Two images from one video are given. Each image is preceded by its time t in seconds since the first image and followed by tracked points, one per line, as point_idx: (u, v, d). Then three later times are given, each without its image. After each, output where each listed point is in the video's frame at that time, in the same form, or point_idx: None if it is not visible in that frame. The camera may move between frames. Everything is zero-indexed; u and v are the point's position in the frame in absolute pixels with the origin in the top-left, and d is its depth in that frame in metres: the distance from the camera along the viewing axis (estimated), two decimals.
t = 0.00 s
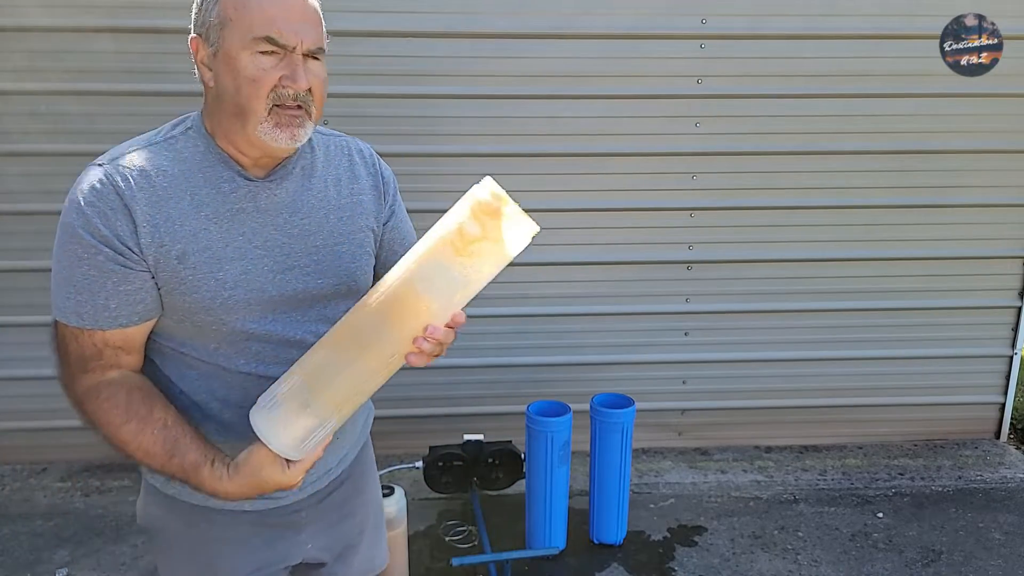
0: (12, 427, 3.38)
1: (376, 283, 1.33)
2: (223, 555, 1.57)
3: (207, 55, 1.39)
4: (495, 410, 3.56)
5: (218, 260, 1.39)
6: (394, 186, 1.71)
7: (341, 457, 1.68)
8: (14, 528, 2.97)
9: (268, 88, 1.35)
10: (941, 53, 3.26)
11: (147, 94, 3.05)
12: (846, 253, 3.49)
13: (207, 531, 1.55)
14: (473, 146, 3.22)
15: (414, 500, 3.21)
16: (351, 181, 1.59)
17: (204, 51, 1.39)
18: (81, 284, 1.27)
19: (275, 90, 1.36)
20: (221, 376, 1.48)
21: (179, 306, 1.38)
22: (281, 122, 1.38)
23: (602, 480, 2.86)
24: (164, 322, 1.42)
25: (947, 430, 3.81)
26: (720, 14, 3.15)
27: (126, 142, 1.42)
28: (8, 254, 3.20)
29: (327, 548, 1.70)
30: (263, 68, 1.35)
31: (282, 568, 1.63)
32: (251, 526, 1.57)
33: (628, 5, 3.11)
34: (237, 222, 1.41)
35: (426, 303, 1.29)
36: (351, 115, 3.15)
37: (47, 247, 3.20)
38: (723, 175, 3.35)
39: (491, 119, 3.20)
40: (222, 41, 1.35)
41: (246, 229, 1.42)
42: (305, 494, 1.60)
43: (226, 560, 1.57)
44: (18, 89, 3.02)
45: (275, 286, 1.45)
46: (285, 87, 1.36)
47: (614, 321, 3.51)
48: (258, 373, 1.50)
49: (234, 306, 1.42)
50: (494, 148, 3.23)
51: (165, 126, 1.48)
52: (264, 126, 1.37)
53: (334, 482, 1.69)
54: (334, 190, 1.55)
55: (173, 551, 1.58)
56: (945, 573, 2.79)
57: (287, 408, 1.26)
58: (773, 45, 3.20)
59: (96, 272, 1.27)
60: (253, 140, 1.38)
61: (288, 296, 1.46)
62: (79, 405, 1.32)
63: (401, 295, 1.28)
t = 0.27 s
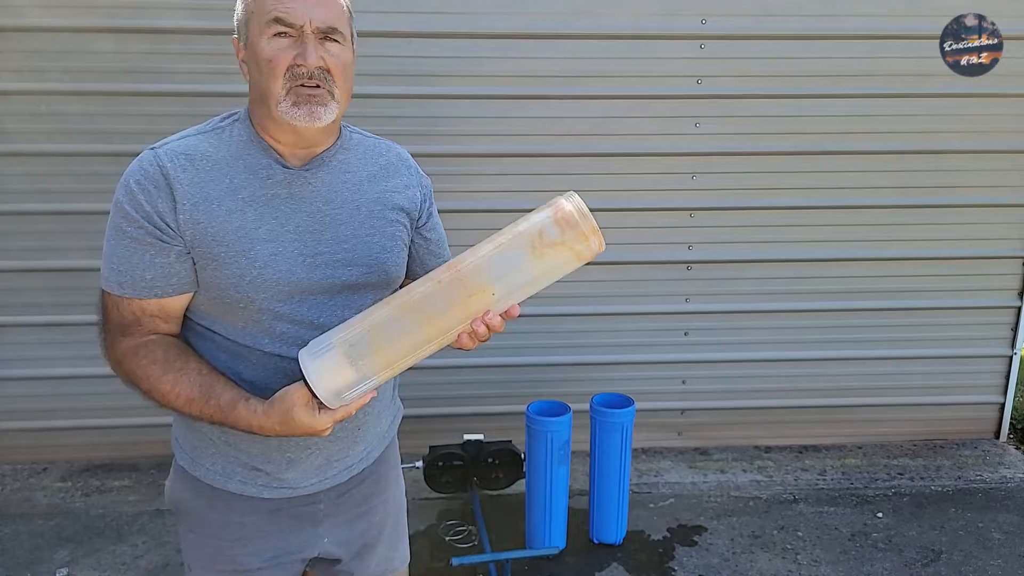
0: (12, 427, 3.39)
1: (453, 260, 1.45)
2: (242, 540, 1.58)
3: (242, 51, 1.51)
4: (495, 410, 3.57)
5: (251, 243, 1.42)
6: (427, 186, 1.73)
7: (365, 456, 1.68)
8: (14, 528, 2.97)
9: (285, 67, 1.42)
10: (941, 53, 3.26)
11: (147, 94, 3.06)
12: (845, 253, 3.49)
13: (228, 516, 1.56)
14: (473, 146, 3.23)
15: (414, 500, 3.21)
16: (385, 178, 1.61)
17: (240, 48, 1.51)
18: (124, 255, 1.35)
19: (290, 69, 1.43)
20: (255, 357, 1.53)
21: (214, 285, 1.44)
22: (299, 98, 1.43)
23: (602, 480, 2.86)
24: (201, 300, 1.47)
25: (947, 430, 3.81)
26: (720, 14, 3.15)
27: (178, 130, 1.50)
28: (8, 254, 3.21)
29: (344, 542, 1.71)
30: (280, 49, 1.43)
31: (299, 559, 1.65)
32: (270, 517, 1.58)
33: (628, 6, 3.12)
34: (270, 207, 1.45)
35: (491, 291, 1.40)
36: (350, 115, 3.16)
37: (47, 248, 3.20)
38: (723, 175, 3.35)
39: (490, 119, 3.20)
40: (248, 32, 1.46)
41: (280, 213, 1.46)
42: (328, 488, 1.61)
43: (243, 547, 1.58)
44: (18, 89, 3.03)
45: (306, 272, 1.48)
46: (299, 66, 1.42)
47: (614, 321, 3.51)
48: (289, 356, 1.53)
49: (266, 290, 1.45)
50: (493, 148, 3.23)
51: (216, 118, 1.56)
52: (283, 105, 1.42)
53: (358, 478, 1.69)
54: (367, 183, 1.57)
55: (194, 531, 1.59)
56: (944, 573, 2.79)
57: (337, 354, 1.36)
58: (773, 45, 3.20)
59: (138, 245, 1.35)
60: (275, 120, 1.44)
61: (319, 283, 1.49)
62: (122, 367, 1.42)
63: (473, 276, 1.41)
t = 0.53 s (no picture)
0: (12, 427, 3.39)
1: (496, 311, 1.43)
2: (254, 531, 1.57)
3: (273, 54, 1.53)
4: (495, 410, 3.57)
5: (273, 230, 1.43)
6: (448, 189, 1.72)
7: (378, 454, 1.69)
8: (14, 528, 2.97)
9: (312, 71, 1.44)
10: (941, 53, 3.26)
11: (147, 94, 3.06)
12: (845, 254, 3.50)
13: (242, 505, 1.56)
14: (472, 146, 3.23)
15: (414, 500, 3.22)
16: (407, 177, 1.60)
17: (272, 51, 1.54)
18: (150, 234, 1.39)
19: (317, 73, 1.44)
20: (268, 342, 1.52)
21: (234, 269, 1.44)
22: (324, 102, 1.45)
23: (601, 480, 2.86)
24: (221, 284, 1.48)
25: (947, 429, 3.82)
26: (720, 14, 3.15)
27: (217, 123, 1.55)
28: (8, 254, 3.21)
29: (353, 540, 1.71)
30: (307, 53, 1.44)
31: (308, 555, 1.64)
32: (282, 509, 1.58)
33: (627, 6, 3.12)
34: (293, 196, 1.46)
35: (518, 365, 1.41)
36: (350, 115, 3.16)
37: (47, 248, 3.20)
38: (723, 175, 3.35)
39: (490, 119, 3.21)
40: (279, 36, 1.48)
41: (304, 204, 1.46)
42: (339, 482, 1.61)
43: (254, 539, 1.58)
44: (18, 89, 3.03)
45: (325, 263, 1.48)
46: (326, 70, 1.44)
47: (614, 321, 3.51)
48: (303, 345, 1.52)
49: (285, 278, 1.46)
50: (493, 148, 3.23)
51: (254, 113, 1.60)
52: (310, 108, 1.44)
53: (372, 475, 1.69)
54: (390, 182, 1.57)
55: (207, 520, 1.59)
56: (944, 573, 2.79)
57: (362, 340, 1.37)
58: (773, 45, 3.20)
59: (163, 225, 1.38)
60: (303, 122, 1.46)
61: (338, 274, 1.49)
62: (133, 332, 1.43)
63: (510, 342, 1.40)
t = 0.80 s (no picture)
0: (12, 427, 3.40)
1: (469, 309, 1.30)
2: (261, 525, 1.57)
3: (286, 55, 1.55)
4: (495, 410, 3.57)
5: (280, 226, 1.44)
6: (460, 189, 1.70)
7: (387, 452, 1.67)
8: (15, 527, 2.98)
9: (321, 69, 1.44)
10: (941, 53, 3.26)
11: (147, 94, 3.06)
12: (844, 254, 3.50)
13: (248, 499, 1.56)
14: (472, 146, 3.23)
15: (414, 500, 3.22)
16: (416, 177, 1.59)
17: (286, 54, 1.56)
18: (162, 227, 1.41)
19: (327, 71, 1.44)
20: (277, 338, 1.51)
21: (243, 265, 1.45)
22: (334, 100, 1.45)
23: (602, 480, 2.87)
24: (231, 280, 1.49)
25: (947, 429, 3.82)
26: (719, 14, 3.15)
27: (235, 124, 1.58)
28: (8, 254, 3.21)
29: (361, 539, 1.69)
30: (317, 52, 1.45)
31: (316, 552, 1.63)
32: (289, 505, 1.57)
33: (627, 6, 3.12)
34: (301, 192, 1.46)
35: (483, 366, 1.27)
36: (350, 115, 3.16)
37: (47, 247, 3.21)
38: (722, 175, 3.35)
39: (490, 119, 3.21)
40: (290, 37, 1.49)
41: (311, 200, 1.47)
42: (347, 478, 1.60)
43: (262, 534, 1.58)
44: (18, 89, 3.03)
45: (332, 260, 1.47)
46: (334, 68, 1.44)
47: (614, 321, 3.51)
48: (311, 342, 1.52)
49: (292, 274, 1.46)
50: (493, 148, 3.24)
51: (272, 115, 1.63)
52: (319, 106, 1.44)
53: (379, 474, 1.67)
54: (399, 180, 1.56)
55: (216, 513, 1.61)
56: (943, 572, 2.79)
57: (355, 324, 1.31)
58: (772, 46, 3.20)
59: (174, 218, 1.40)
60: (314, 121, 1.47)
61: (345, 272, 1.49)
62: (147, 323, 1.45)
63: (474, 342, 1.26)
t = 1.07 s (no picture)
0: (12, 426, 3.40)
1: (447, 325, 1.22)
2: (261, 522, 1.58)
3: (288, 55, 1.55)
4: (495, 410, 3.57)
5: (277, 222, 1.44)
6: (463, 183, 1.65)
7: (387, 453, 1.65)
8: (15, 527, 2.98)
9: (317, 68, 1.44)
10: (941, 53, 3.26)
11: (147, 94, 3.06)
12: (844, 254, 3.50)
13: (248, 494, 1.57)
14: (472, 147, 3.23)
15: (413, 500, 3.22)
16: (416, 172, 1.57)
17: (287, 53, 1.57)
18: (166, 226, 1.44)
19: (323, 70, 1.44)
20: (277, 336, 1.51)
21: (241, 262, 1.45)
22: (331, 100, 1.45)
23: (602, 479, 2.87)
24: (233, 279, 1.50)
25: (946, 429, 3.82)
26: (719, 14, 3.15)
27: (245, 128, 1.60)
28: (8, 254, 3.21)
29: (360, 540, 1.68)
30: (313, 51, 1.45)
31: (315, 550, 1.63)
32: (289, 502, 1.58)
33: (627, 7, 3.12)
34: (298, 190, 1.46)
35: (450, 387, 1.21)
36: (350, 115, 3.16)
37: (47, 247, 3.21)
38: (723, 175, 3.35)
39: (490, 119, 3.21)
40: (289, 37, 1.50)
41: (308, 197, 1.46)
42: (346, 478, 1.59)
43: (262, 531, 1.58)
44: (18, 89, 3.03)
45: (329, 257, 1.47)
46: (330, 66, 1.44)
47: (614, 321, 3.51)
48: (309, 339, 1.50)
49: (289, 270, 1.46)
50: (493, 148, 3.24)
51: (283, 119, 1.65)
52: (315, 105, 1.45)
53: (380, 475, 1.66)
54: (398, 176, 1.54)
55: (218, 507, 1.62)
56: (943, 572, 2.79)
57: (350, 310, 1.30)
58: (772, 46, 3.20)
59: (176, 217, 1.43)
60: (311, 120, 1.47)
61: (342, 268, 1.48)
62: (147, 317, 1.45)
63: (443, 362, 1.20)
